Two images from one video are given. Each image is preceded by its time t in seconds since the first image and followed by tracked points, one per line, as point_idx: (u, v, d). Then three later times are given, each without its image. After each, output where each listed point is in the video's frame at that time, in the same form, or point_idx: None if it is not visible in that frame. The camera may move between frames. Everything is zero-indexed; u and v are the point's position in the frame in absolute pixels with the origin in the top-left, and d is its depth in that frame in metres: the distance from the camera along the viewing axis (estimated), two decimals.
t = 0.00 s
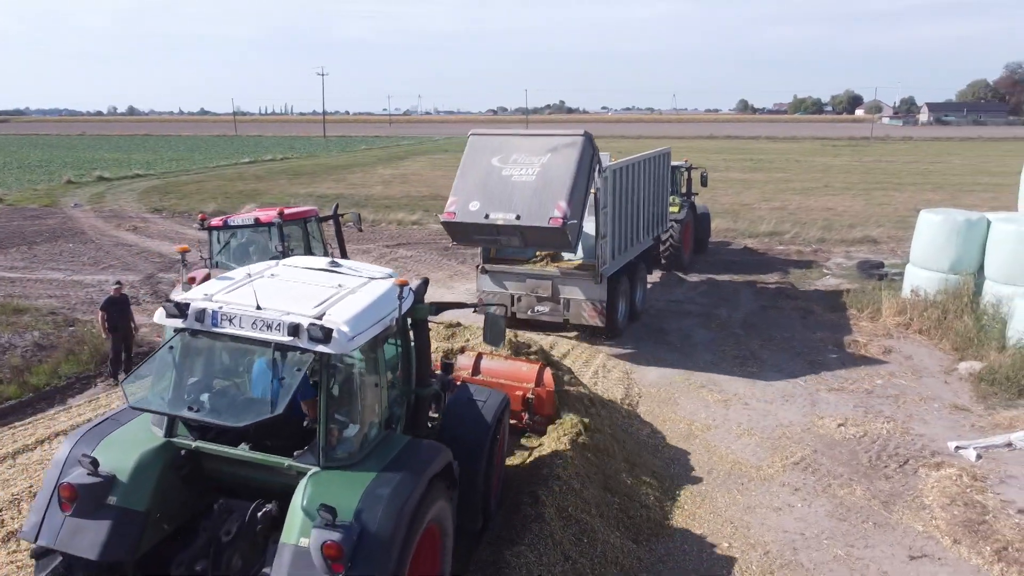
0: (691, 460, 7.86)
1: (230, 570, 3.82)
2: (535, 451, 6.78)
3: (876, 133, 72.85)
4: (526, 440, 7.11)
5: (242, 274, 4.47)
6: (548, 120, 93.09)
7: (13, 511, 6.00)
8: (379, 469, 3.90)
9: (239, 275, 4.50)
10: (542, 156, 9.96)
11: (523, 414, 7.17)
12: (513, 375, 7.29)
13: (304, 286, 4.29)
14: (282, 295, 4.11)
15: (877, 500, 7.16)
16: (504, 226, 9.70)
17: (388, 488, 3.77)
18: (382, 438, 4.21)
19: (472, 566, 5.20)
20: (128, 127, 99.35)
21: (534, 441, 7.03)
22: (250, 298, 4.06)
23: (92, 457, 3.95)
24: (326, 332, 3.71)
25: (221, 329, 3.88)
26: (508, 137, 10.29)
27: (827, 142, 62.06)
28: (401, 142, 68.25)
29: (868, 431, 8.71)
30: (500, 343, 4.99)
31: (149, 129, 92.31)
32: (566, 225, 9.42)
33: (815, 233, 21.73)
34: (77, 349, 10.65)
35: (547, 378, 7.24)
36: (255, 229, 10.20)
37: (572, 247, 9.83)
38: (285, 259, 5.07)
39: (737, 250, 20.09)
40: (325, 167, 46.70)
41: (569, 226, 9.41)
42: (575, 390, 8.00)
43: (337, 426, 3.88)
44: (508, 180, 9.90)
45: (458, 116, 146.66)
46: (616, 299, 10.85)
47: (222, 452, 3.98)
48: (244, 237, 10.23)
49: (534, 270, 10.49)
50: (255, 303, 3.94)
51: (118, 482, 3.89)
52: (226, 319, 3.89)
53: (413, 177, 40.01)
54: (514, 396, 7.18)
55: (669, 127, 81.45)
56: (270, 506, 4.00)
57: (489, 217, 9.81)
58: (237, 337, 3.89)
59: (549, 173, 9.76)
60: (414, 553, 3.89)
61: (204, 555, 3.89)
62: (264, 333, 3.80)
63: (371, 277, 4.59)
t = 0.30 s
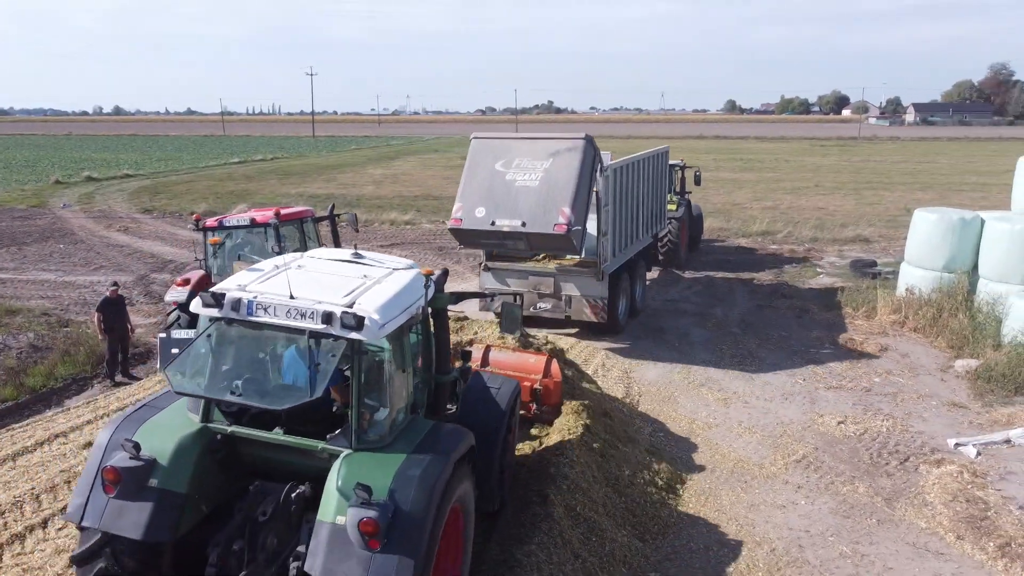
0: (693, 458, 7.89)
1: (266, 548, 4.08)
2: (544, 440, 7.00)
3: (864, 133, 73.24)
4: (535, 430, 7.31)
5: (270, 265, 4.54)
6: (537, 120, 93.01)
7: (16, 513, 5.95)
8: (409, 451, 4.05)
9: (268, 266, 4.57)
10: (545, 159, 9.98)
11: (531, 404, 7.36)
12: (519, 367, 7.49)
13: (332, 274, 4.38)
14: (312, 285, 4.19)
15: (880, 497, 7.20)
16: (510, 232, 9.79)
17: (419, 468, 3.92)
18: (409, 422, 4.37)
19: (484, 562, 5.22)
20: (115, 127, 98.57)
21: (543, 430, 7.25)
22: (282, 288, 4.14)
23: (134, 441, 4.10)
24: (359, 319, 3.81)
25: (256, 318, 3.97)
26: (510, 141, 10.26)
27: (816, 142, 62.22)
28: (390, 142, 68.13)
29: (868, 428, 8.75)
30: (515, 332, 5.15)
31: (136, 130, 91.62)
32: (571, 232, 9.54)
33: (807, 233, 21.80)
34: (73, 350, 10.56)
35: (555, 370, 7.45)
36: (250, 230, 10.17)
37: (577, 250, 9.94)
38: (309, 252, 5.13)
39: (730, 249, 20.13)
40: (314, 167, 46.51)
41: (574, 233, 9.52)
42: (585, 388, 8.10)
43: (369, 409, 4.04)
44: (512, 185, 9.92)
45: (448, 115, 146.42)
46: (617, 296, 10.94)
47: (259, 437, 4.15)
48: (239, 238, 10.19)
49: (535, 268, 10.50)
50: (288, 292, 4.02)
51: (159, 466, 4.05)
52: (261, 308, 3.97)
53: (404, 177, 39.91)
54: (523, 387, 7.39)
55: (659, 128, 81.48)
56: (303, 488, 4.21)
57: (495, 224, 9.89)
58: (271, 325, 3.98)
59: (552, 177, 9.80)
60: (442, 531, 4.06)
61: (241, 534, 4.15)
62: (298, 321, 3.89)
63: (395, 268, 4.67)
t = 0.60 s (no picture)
0: (698, 457, 7.92)
1: (307, 531, 4.12)
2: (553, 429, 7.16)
3: (851, 133, 73.79)
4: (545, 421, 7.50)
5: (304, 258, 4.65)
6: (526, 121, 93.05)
7: (24, 517, 5.89)
8: (442, 435, 4.17)
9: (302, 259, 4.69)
10: (548, 164, 10.14)
11: (541, 397, 7.57)
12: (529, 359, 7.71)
13: (363, 266, 4.49)
14: (347, 276, 4.30)
15: (885, 495, 7.26)
16: (516, 238, 10.01)
17: (454, 451, 4.06)
18: (440, 408, 4.48)
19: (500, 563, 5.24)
20: (100, 127, 97.81)
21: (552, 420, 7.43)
22: (319, 280, 4.25)
23: (180, 429, 4.20)
24: (394, 309, 3.91)
25: (295, 310, 4.08)
26: (515, 144, 10.41)
27: (803, 142, 62.62)
28: (379, 142, 68.07)
29: (870, 427, 8.80)
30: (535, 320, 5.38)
31: (121, 130, 90.96)
32: (575, 237, 9.75)
33: (800, 233, 21.92)
34: (70, 352, 10.47)
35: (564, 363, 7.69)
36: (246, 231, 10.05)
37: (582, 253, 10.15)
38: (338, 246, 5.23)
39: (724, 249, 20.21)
40: (304, 167, 46.37)
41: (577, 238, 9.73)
42: (593, 383, 8.14)
43: (404, 396, 4.15)
44: (517, 190, 10.11)
45: (436, 115, 146.32)
46: (620, 292, 10.96)
47: (296, 423, 4.23)
48: (235, 240, 10.12)
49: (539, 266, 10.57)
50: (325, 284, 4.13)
51: (202, 452, 4.14)
52: (300, 301, 4.09)
53: (394, 178, 39.82)
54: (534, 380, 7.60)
55: (646, 128, 81.76)
56: (341, 471, 4.24)
57: (501, 230, 10.10)
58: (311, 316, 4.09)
59: (556, 183, 9.98)
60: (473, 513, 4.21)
61: (281, 516, 4.19)
62: (336, 313, 4.01)
63: (424, 260, 4.77)
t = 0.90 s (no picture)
0: (703, 458, 7.94)
1: (344, 517, 4.28)
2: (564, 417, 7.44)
3: (838, 133, 74.31)
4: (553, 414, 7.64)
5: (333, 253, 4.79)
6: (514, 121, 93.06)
7: (33, 524, 5.84)
8: (473, 423, 4.37)
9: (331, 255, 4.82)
10: (554, 169, 10.36)
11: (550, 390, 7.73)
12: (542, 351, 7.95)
13: (392, 261, 4.64)
14: (379, 272, 4.45)
15: (891, 495, 7.30)
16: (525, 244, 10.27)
17: (486, 438, 4.25)
18: (469, 398, 4.68)
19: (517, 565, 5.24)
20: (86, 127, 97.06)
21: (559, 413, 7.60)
22: (352, 275, 4.39)
23: (223, 419, 4.33)
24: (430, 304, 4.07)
25: (332, 305, 4.21)
26: (522, 149, 10.57)
27: (791, 142, 63.01)
28: (369, 143, 68.00)
29: (873, 426, 8.85)
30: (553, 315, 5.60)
31: (107, 130, 90.29)
32: (583, 244, 10.05)
33: (792, 233, 22.04)
34: (68, 355, 10.35)
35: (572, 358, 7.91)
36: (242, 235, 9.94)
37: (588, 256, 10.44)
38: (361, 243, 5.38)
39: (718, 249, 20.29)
40: (294, 167, 46.18)
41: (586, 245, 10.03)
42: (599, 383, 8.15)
43: (436, 386, 4.33)
44: (523, 196, 10.34)
45: (425, 115, 146.13)
46: (621, 291, 11.09)
47: (332, 414, 4.38)
48: (230, 245, 9.93)
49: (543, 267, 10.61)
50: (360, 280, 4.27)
51: (245, 441, 4.28)
52: (336, 296, 4.22)
53: (385, 178, 39.70)
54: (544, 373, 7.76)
55: (634, 129, 81.98)
56: (375, 459, 4.38)
57: (510, 236, 10.35)
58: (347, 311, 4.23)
59: (563, 188, 10.23)
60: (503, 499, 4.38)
61: (319, 502, 4.32)
62: (373, 308, 4.15)
63: (449, 256, 4.95)
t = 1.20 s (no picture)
0: (709, 456, 7.99)
1: (377, 500, 4.47)
2: (574, 412, 7.83)
3: (825, 134, 74.74)
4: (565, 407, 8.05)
5: (362, 249, 5.06)
6: (503, 121, 93.05)
7: (43, 528, 5.79)
8: (500, 409, 4.60)
9: (360, 250, 5.09)
10: (559, 174, 10.66)
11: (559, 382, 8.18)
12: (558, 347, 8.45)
13: (418, 255, 4.92)
14: (409, 266, 4.72)
15: (897, 493, 7.36)
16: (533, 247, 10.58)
17: (514, 422, 4.49)
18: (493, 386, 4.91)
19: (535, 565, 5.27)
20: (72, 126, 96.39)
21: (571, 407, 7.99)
22: (384, 269, 4.66)
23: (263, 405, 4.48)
24: (461, 294, 4.34)
25: (367, 297, 4.49)
26: (526, 154, 10.86)
27: (779, 142, 63.37)
28: (358, 143, 67.85)
29: (875, 425, 8.92)
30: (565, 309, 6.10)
31: (93, 130, 89.62)
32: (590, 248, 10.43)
33: (785, 233, 22.15)
34: (67, 358, 10.26)
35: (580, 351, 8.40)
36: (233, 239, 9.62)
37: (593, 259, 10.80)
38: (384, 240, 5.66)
39: (712, 250, 20.37)
40: (283, 167, 45.94)
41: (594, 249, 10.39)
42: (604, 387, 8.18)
43: (466, 374, 4.57)
44: (530, 200, 10.63)
45: (413, 114, 145.78)
46: (621, 288, 11.32)
47: (366, 400, 4.59)
48: (221, 249, 9.61)
49: (546, 265, 10.81)
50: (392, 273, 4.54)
51: (284, 426, 4.45)
52: (371, 288, 4.49)
53: (376, 179, 39.57)
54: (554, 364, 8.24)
55: (623, 130, 82.18)
56: (407, 444, 4.57)
57: (517, 240, 10.66)
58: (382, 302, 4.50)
59: (568, 193, 10.54)
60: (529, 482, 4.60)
61: (354, 485, 4.53)
62: (407, 299, 4.42)
63: (471, 250, 5.23)
